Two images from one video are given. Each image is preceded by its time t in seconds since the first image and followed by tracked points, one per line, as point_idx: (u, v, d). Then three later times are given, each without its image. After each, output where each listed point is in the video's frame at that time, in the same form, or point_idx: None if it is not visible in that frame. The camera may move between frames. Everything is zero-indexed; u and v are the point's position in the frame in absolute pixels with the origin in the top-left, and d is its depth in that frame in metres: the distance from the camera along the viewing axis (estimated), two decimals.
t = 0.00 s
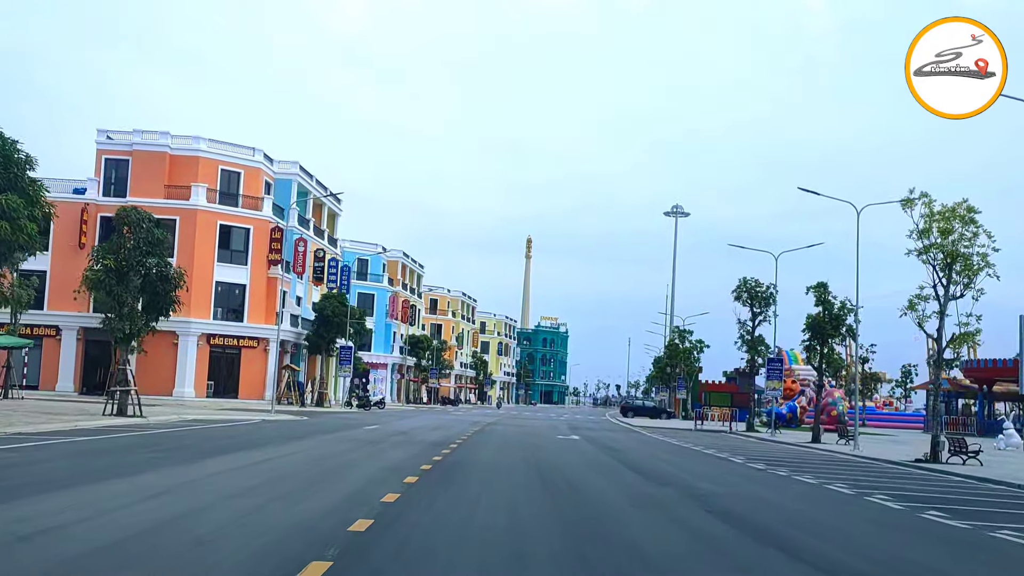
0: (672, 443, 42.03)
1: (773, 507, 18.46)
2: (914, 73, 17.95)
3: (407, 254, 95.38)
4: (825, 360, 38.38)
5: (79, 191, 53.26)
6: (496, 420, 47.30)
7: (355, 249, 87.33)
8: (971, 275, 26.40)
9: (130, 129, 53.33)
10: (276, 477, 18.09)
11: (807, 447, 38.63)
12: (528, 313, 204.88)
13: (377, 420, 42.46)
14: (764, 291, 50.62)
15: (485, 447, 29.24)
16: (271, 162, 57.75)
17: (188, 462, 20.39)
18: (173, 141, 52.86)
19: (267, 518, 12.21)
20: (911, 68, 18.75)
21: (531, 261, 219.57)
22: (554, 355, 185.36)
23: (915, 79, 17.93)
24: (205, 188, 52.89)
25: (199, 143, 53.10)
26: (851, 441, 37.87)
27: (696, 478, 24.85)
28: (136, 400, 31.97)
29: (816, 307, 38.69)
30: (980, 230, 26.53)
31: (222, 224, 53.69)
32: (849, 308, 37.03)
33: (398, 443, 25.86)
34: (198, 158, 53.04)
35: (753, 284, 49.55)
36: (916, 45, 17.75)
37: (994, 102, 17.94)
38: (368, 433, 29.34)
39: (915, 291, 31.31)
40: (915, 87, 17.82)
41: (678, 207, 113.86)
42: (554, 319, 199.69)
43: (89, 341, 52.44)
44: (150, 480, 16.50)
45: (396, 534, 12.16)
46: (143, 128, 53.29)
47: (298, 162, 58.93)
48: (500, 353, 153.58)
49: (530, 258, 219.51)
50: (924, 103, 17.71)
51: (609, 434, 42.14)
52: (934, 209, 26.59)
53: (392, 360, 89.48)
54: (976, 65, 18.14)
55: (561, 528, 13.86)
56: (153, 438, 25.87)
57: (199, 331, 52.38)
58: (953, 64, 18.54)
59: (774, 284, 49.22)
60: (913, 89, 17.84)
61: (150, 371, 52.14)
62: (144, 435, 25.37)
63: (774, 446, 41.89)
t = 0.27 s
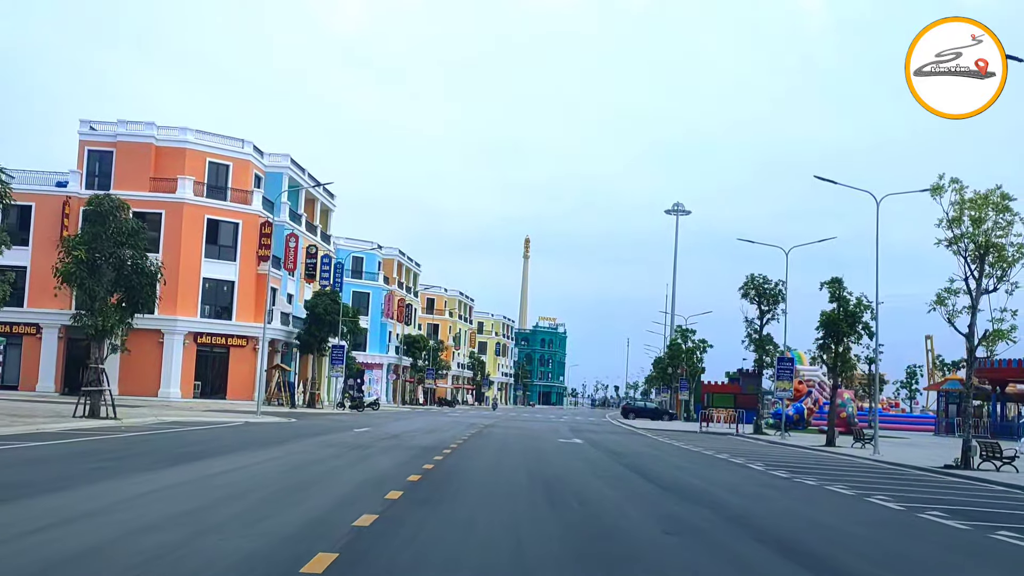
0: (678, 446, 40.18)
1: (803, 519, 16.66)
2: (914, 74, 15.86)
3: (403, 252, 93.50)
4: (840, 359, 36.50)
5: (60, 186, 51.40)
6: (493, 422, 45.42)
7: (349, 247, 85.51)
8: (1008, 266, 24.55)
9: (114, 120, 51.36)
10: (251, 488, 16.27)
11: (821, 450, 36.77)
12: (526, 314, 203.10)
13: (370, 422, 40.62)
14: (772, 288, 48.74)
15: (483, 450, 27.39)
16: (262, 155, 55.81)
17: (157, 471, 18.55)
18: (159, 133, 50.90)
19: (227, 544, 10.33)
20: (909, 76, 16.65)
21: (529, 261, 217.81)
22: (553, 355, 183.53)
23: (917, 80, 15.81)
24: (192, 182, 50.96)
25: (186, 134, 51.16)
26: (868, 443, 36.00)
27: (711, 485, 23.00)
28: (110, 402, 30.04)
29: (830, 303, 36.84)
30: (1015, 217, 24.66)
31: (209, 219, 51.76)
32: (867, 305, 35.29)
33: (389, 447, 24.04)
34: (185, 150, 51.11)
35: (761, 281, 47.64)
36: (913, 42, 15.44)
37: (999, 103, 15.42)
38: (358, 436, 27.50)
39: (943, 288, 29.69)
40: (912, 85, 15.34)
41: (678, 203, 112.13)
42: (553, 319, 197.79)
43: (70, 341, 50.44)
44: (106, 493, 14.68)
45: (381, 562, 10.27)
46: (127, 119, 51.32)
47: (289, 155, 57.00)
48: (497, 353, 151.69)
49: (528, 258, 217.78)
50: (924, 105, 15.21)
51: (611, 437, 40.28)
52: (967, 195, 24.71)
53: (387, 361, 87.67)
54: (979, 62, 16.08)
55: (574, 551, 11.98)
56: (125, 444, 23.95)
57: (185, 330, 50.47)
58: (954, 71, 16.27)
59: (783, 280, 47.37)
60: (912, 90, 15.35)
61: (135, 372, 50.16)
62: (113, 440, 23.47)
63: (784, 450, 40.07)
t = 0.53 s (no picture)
0: (684, 448, 38.27)
1: (843, 531, 14.81)
2: (912, 72, 20.70)
3: (399, 249, 91.59)
4: (855, 357, 34.55)
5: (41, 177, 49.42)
6: (490, 423, 43.54)
7: (344, 243, 83.62)
8: None
9: (97, 109, 49.43)
10: (221, 496, 14.39)
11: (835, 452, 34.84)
12: (525, 313, 201.16)
13: (362, 423, 38.76)
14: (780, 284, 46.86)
15: (479, 452, 25.48)
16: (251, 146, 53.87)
17: (119, 477, 16.67)
18: (144, 122, 48.98)
19: (171, 569, 8.47)
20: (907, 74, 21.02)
21: (527, 260, 215.91)
22: (551, 355, 181.62)
23: (912, 76, 20.77)
24: (178, 173, 49.04)
25: (172, 124, 49.24)
26: (885, 446, 34.08)
27: (728, 491, 21.18)
28: (81, 402, 28.15)
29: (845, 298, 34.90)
30: None
31: (196, 212, 49.82)
32: (885, 300, 33.41)
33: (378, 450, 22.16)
34: (170, 140, 49.21)
35: (769, 276, 45.74)
36: (915, 45, 20.68)
37: (993, 101, 20.94)
38: (347, 438, 25.61)
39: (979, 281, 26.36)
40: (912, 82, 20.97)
41: (678, 201, 110.37)
42: (551, 318, 195.82)
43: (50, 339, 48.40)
44: (54, 501, 12.81)
45: None
46: (111, 108, 49.39)
47: (279, 147, 55.06)
48: (495, 353, 149.71)
49: (526, 257, 215.89)
50: (921, 101, 20.96)
51: (614, 438, 38.41)
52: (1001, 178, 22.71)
53: (383, 360, 85.82)
54: (979, 59, 20.71)
55: (590, 571, 10.15)
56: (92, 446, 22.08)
57: (171, 327, 48.54)
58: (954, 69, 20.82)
59: (792, 276, 45.46)
60: (911, 89, 20.98)
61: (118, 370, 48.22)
62: (78, 442, 21.61)
63: (794, 453, 38.17)
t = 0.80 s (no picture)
0: (691, 450, 36.37)
1: (901, 539, 12.96)
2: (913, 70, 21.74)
3: (395, 246, 89.72)
4: (875, 354, 32.71)
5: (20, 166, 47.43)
6: (487, 424, 41.65)
7: (338, 240, 81.75)
8: None
9: (78, 97, 47.46)
10: (185, 499, 12.51)
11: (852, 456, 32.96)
12: (523, 313, 199.24)
13: (353, 424, 36.89)
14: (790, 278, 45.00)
15: (475, 455, 23.59)
16: (239, 137, 51.93)
17: (71, 484, 14.79)
18: (127, 111, 47.01)
19: None
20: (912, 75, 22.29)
21: (526, 259, 214.06)
22: (550, 354, 179.73)
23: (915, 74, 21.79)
24: (163, 163, 47.09)
25: (156, 113, 47.28)
26: (905, 450, 32.22)
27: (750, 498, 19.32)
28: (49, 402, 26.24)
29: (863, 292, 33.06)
30: None
31: (181, 204, 47.87)
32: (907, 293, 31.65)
33: (367, 453, 20.25)
34: (155, 129, 47.23)
35: (779, 271, 43.84)
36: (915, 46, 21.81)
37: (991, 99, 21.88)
38: (334, 440, 23.69)
39: None
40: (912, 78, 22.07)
41: (680, 197, 108.58)
42: (550, 318, 193.92)
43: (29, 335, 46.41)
44: None
45: None
46: (93, 96, 47.42)
47: (269, 138, 53.11)
48: (493, 352, 147.77)
49: (525, 256, 214.02)
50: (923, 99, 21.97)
51: (616, 441, 36.53)
52: None
53: (378, 359, 83.99)
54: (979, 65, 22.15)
55: None
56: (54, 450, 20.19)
57: (155, 324, 46.58)
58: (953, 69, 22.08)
59: (803, 271, 43.57)
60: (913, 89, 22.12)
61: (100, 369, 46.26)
62: (37, 444, 19.72)
63: (807, 455, 36.27)
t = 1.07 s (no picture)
0: (700, 453, 34.46)
1: (973, 555, 11.12)
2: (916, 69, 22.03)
3: (390, 244, 87.82)
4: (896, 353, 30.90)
5: None
6: (485, 426, 39.76)
7: (332, 237, 79.86)
8: None
9: (58, 85, 45.47)
10: (135, 513, 10.64)
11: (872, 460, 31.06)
12: (520, 313, 197.27)
13: (344, 426, 34.98)
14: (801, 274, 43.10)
15: (472, 461, 21.67)
16: (227, 127, 49.99)
17: (13, 492, 12.89)
18: (110, 100, 45.06)
19: None
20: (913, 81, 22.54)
21: (524, 259, 212.08)
22: (547, 355, 177.82)
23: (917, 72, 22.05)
24: (147, 154, 45.15)
25: (140, 102, 45.33)
26: (929, 454, 30.35)
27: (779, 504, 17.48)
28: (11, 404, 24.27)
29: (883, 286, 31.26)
30: None
31: (166, 196, 45.93)
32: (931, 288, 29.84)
33: (353, 459, 18.35)
34: (139, 119, 45.29)
35: (789, 267, 41.95)
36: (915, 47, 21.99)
37: (991, 100, 22.54)
38: (319, 444, 21.77)
39: None
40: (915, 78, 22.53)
41: (681, 195, 106.85)
42: (547, 318, 192.01)
43: (7, 334, 44.44)
44: None
45: None
46: (74, 84, 45.44)
47: (259, 129, 51.16)
48: (490, 353, 145.76)
49: (523, 256, 212.02)
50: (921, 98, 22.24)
51: (621, 445, 34.61)
52: None
53: (373, 359, 82.14)
54: (978, 64, 22.79)
55: None
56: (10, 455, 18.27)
57: (139, 322, 44.64)
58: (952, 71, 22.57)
59: (815, 267, 41.64)
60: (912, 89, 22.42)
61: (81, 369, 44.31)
62: None
63: (822, 459, 34.36)
